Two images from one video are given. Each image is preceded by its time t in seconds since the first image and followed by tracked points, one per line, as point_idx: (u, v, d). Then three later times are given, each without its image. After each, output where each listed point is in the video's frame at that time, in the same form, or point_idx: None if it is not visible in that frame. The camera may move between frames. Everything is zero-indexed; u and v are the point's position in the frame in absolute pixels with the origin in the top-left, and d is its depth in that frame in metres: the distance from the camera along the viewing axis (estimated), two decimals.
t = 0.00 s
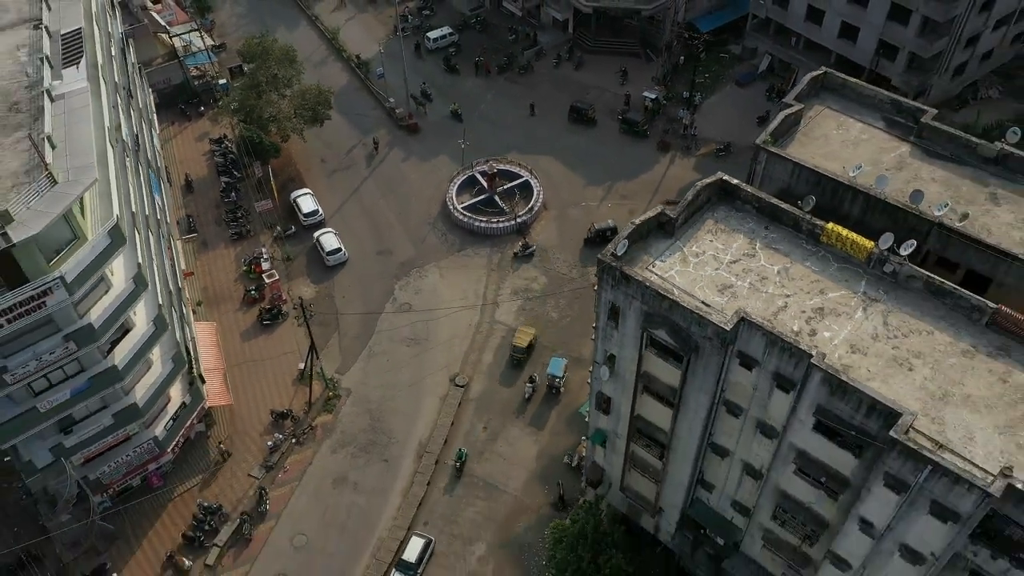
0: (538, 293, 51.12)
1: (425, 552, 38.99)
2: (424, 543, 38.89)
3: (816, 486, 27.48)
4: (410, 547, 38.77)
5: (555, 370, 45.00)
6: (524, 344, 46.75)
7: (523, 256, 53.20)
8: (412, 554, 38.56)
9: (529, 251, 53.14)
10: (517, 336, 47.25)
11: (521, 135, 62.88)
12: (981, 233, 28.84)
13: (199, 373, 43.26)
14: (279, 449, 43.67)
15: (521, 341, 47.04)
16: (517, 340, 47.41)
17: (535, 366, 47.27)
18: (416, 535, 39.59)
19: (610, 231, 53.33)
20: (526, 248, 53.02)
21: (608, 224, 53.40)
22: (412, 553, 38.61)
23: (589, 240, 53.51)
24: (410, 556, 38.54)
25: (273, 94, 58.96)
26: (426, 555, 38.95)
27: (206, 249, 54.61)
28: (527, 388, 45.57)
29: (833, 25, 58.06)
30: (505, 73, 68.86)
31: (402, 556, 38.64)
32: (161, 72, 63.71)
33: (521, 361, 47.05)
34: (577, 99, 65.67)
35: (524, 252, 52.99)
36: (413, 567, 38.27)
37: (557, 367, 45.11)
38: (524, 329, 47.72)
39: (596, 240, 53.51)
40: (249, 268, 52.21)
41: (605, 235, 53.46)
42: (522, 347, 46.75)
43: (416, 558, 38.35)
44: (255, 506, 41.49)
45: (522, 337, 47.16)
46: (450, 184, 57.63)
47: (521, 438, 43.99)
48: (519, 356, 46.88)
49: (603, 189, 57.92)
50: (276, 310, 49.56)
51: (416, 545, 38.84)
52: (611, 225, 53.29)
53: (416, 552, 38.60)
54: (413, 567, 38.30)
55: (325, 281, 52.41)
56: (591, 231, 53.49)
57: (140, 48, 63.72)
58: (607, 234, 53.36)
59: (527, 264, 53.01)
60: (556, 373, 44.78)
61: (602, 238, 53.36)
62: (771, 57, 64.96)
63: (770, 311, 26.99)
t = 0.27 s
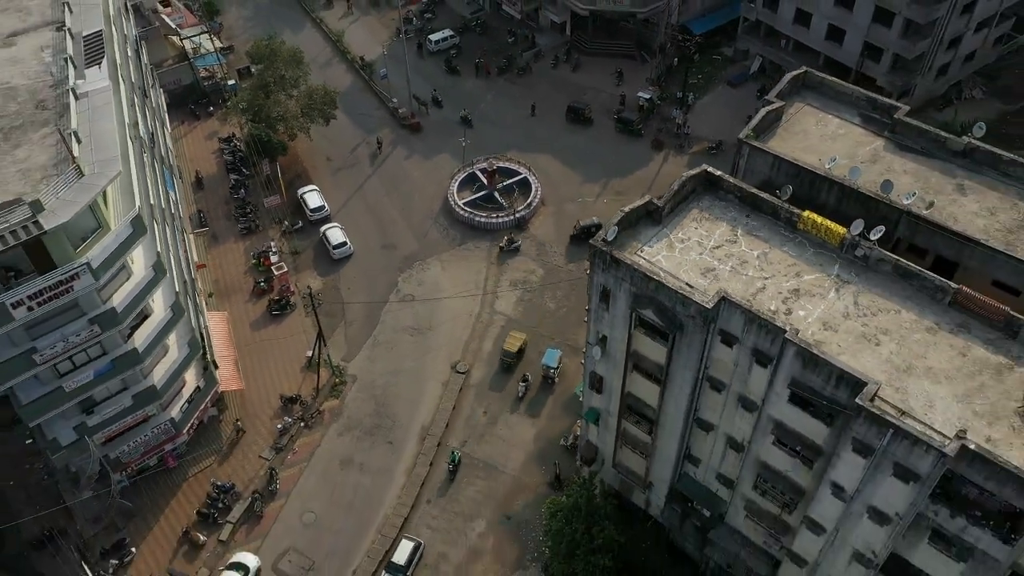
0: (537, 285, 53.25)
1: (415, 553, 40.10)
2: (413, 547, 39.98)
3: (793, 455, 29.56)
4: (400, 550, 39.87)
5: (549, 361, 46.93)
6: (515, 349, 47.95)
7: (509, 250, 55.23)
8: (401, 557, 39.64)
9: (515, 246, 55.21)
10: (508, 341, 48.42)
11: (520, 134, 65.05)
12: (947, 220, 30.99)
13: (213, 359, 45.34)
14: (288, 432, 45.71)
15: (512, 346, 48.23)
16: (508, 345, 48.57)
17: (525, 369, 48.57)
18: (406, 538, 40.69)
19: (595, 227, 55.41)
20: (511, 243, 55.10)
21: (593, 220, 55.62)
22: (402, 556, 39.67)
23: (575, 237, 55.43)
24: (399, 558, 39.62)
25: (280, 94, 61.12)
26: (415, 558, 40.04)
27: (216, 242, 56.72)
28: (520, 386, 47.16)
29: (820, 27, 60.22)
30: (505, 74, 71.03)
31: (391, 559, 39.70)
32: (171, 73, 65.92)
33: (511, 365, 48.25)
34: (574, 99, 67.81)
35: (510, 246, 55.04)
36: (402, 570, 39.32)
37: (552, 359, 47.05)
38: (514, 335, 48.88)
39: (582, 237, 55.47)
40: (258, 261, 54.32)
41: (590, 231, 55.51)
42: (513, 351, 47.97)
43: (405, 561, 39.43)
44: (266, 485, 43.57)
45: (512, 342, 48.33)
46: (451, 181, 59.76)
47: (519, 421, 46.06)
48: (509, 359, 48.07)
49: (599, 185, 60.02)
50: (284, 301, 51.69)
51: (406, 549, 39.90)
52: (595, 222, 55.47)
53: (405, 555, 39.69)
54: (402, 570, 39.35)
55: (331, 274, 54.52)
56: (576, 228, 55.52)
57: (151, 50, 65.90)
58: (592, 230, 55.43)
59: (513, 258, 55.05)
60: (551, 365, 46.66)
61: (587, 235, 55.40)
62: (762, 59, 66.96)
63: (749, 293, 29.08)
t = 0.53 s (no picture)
0: (536, 283, 55.05)
1: (406, 561, 41.03)
2: (404, 554, 40.94)
3: (776, 438, 31.27)
4: (391, 557, 40.81)
5: (546, 359, 48.57)
6: (506, 357, 48.97)
7: (498, 251, 57.07)
8: (392, 563, 40.60)
9: (503, 246, 57.04)
10: (498, 350, 49.39)
11: (518, 139, 66.96)
12: (922, 216, 32.81)
13: (223, 353, 47.06)
14: (296, 424, 47.41)
15: (503, 354, 49.22)
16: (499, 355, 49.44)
17: (518, 373, 49.82)
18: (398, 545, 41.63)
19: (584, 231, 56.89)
20: (500, 243, 56.97)
21: (582, 224, 57.09)
22: (392, 563, 40.62)
23: (564, 240, 57.09)
24: (390, 565, 40.58)
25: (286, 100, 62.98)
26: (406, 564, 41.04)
27: (225, 243, 58.52)
28: (514, 391, 48.48)
29: (810, 35, 62.19)
30: (504, 81, 72.99)
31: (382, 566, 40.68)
32: (181, 80, 67.90)
33: (503, 373, 49.31)
34: (571, 105, 69.76)
35: (498, 246, 56.89)
36: None
37: (548, 357, 48.68)
38: (505, 344, 49.83)
39: (572, 239, 57.08)
40: (265, 261, 56.11)
41: (579, 235, 57.05)
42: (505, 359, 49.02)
43: (396, 568, 40.37)
44: (274, 475, 45.23)
45: (503, 352, 49.27)
46: (452, 185, 61.62)
47: (517, 414, 47.73)
48: (500, 368, 49.05)
49: (595, 188, 61.85)
50: (291, 299, 53.47)
51: (397, 556, 40.86)
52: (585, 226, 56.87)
53: (396, 562, 40.65)
54: None
55: (336, 273, 56.31)
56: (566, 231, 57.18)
57: (161, 58, 67.91)
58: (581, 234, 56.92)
59: (501, 258, 56.83)
60: (547, 363, 48.31)
61: (575, 238, 57.07)
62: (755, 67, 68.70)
63: (734, 283, 30.85)
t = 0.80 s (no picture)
0: (534, 282, 57.29)
1: (396, 568, 42.05)
2: (394, 561, 41.97)
3: (757, 419, 33.41)
4: (382, 564, 41.85)
5: (542, 357, 50.63)
6: (496, 367, 50.28)
7: (486, 249, 59.57)
8: (382, 570, 41.63)
9: (491, 246, 59.54)
10: (489, 359, 50.79)
11: (517, 144, 69.31)
12: (893, 212, 35.05)
13: (234, 347, 49.24)
14: (304, 415, 49.54)
15: (493, 364, 50.57)
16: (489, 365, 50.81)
17: (516, 367, 51.94)
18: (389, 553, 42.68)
19: (570, 233, 59.27)
20: (488, 243, 59.49)
21: (568, 227, 59.39)
22: (382, 570, 41.62)
23: (551, 243, 59.39)
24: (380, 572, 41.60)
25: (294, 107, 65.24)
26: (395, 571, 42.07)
27: (234, 244, 60.77)
28: (506, 401, 49.76)
29: (797, 44, 64.63)
30: (504, 89, 75.41)
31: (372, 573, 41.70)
32: (191, 88, 70.37)
33: (493, 384, 50.58)
34: (568, 112, 72.15)
35: (486, 245, 59.41)
36: None
37: (544, 355, 50.77)
38: (495, 354, 51.25)
39: (558, 242, 59.44)
40: (274, 261, 58.34)
41: (565, 237, 59.41)
42: (495, 369, 50.35)
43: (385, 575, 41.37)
44: (283, 463, 47.31)
45: (492, 362, 50.62)
46: (453, 189, 63.92)
47: (516, 406, 49.81)
48: (490, 378, 50.38)
49: (591, 192, 64.13)
50: (298, 297, 55.67)
51: (387, 563, 41.91)
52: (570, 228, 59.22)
53: (386, 569, 41.67)
54: None
55: (342, 273, 58.54)
56: (553, 234, 59.51)
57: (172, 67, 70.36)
58: (566, 236, 59.32)
59: (488, 257, 59.27)
60: (543, 360, 50.40)
61: (562, 241, 59.31)
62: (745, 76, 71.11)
63: (717, 273, 33.06)
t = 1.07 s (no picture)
0: (532, 281, 59.58)
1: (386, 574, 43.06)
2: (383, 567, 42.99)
3: (740, 402, 35.62)
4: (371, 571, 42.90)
5: (537, 355, 52.66)
6: (486, 377, 51.69)
7: (475, 248, 62.20)
8: None
9: (480, 244, 62.14)
10: (478, 370, 52.16)
11: (516, 150, 71.74)
12: (867, 209, 37.35)
13: (244, 342, 51.47)
14: (311, 408, 51.73)
15: (483, 375, 51.96)
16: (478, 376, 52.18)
17: (514, 363, 54.13)
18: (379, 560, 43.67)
19: (556, 236, 61.36)
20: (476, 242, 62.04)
21: (555, 231, 61.48)
22: None
23: (538, 246, 61.50)
24: None
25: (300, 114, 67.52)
26: None
27: (243, 246, 63.10)
28: (499, 409, 51.10)
29: (785, 54, 67.13)
30: (503, 97, 77.92)
31: None
32: (201, 96, 72.88)
33: (483, 394, 51.91)
34: (566, 119, 74.62)
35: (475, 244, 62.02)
36: None
37: (539, 353, 52.80)
38: (484, 364, 52.65)
39: (545, 246, 61.50)
40: (281, 262, 60.64)
41: (553, 241, 61.49)
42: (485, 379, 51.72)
43: None
44: (291, 452, 49.46)
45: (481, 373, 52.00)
46: (453, 193, 66.25)
47: (514, 398, 52.01)
48: (480, 388, 51.74)
49: (587, 196, 66.47)
50: (305, 296, 57.92)
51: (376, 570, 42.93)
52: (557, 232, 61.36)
53: None
54: None
55: (346, 273, 60.80)
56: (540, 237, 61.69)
57: (183, 76, 72.90)
58: (553, 239, 61.40)
59: (477, 255, 61.88)
60: (538, 358, 52.36)
61: (549, 244, 61.41)
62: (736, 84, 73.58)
63: (702, 266, 35.35)
